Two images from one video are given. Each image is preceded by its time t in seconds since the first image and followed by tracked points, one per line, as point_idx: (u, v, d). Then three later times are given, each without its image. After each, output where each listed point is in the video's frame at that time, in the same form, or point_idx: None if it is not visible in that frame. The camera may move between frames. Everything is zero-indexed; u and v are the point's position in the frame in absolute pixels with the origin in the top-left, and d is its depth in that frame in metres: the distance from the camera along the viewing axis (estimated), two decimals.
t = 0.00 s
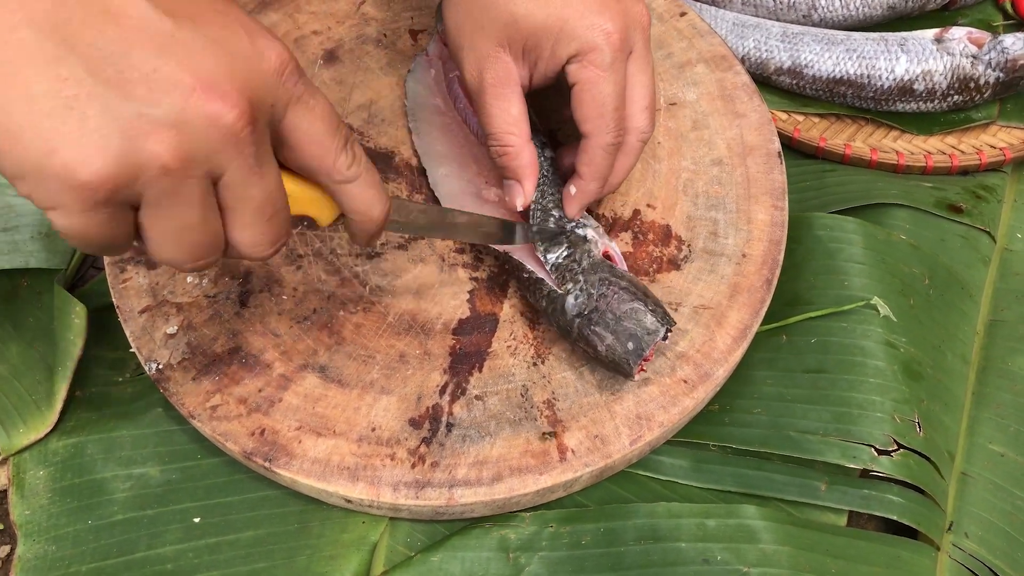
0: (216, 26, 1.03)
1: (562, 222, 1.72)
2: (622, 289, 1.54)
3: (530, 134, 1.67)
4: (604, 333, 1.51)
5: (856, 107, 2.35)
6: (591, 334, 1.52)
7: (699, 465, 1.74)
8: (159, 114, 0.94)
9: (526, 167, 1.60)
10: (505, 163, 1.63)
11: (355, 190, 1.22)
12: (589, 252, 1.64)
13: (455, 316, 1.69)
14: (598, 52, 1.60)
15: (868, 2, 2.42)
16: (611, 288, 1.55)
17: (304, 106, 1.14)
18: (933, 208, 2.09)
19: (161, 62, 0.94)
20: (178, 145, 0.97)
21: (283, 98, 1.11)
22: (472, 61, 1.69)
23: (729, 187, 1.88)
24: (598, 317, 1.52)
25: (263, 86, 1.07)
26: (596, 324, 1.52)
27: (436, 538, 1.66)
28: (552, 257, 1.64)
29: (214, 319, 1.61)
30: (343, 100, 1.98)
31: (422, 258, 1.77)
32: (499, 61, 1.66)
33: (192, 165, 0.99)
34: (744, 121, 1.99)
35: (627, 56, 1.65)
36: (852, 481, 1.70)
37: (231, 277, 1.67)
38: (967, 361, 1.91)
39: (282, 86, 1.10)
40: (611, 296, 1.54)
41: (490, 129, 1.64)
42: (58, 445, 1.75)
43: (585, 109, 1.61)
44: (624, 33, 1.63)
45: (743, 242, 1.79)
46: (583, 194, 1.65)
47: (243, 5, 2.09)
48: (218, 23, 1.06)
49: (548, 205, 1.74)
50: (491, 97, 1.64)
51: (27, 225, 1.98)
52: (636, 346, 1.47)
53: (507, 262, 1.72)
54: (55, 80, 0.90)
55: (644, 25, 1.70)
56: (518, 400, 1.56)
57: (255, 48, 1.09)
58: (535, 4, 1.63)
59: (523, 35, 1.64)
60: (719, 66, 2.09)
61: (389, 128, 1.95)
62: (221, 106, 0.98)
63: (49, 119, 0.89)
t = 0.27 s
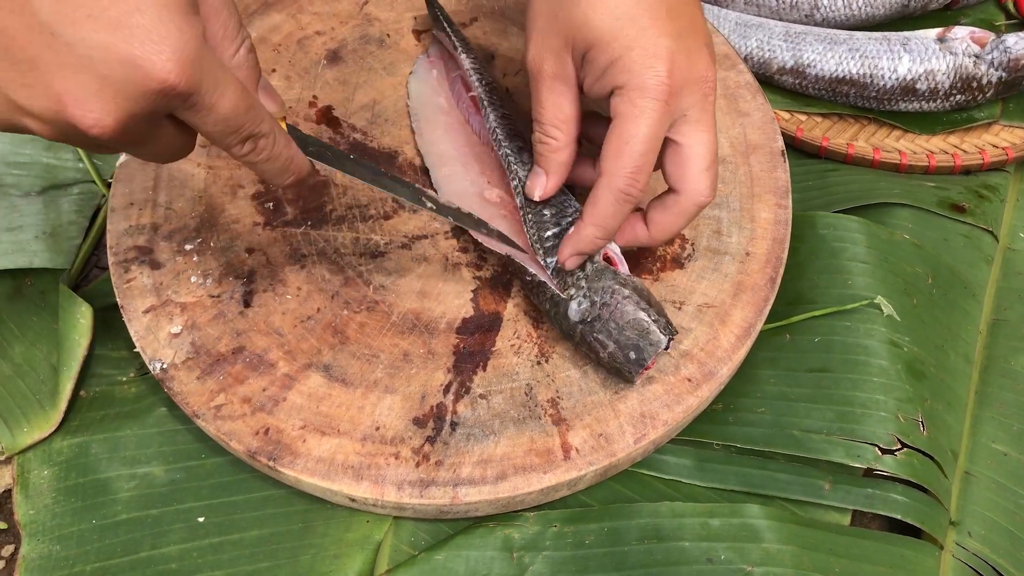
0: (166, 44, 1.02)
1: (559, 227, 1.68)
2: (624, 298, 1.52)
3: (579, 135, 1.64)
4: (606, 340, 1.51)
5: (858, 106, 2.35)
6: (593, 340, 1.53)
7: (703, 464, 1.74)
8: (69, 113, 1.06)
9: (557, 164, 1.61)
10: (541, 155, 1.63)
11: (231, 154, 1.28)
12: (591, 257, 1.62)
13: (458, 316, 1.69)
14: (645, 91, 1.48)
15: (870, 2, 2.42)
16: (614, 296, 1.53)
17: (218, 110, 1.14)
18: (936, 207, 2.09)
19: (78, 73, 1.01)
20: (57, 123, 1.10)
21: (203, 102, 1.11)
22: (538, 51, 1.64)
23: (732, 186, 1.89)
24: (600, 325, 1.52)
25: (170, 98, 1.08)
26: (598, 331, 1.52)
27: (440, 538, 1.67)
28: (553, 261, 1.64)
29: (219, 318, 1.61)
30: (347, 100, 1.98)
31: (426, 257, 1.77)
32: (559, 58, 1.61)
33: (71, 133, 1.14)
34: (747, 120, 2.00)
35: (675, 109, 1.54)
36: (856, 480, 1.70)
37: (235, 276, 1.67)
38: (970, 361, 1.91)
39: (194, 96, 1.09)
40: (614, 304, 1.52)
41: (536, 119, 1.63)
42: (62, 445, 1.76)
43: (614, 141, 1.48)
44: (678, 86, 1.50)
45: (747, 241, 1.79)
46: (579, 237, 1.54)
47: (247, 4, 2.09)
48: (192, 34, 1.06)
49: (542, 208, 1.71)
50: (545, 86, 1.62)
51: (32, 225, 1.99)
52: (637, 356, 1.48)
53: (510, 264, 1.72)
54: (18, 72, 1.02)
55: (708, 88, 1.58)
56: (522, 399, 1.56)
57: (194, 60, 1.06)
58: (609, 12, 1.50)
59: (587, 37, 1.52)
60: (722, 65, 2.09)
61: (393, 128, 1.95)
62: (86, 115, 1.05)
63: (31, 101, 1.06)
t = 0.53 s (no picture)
0: (197, 47, 1.02)
1: (551, 229, 1.67)
2: (625, 296, 1.53)
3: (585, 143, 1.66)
4: (609, 339, 1.52)
5: (857, 106, 2.35)
6: (597, 340, 1.54)
7: (702, 465, 1.74)
8: (101, 112, 1.06)
9: (552, 171, 1.64)
10: (540, 159, 1.66)
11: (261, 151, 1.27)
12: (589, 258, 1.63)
13: (457, 316, 1.69)
14: (652, 108, 1.45)
15: (869, 2, 2.42)
16: (614, 295, 1.54)
17: (247, 110, 1.13)
18: (935, 207, 2.09)
19: (111, 73, 1.01)
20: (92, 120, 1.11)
21: (233, 102, 1.11)
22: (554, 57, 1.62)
23: (731, 186, 1.89)
24: (603, 325, 1.53)
25: (201, 98, 1.08)
26: (601, 331, 1.53)
27: (439, 538, 1.67)
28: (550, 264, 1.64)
29: (218, 318, 1.61)
30: (345, 100, 1.98)
31: (425, 258, 1.77)
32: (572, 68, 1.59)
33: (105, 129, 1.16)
34: (746, 120, 2.00)
35: (684, 127, 1.50)
36: (854, 481, 1.70)
37: (234, 276, 1.67)
38: (970, 361, 1.91)
39: (225, 95, 1.09)
40: (615, 303, 1.53)
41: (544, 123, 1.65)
42: (61, 445, 1.76)
43: (613, 155, 1.47)
44: (688, 105, 1.46)
45: (745, 241, 1.79)
46: (573, 244, 1.53)
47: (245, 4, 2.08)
48: (223, 35, 1.05)
49: (528, 209, 1.71)
50: (556, 94, 1.63)
51: (31, 225, 1.98)
52: (642, 352, 1.48)
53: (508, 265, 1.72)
54: (53, 69, 1.02)
55: (722, 105, 1.52)
56: (521, 399, 1.56)
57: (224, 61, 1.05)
58: (624, 25, 1.45)
59: (600, 51, 1.48)
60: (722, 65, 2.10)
61: (391, 128, 1.95)
62: (119, 114, 1.06)
63: (62, 95, 1.05)
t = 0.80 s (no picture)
0: (213, 29, 0.99)
1: (541, 231, 1.66)
2: (619, 296, 1.52)
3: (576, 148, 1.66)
4: (606, 340, 1.52)
5: (855, 107, 2.35)
6: (594, 342, 1.54)
7: (699, 466, 1.74)
8: (104, 93, 1.00)
9: (542, 175, 1.64)
10: (531, 164, 1.66)
11: (255, 140, 1.23)
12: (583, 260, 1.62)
13: (455, 317, 1.68)
14: (645, 114, 1.44)
15: (868, 3, 2.42)
16: (608, 296, 1.53)
17: (252, 98, 1.10)
18: (934, 208, 2.09)
19: (122, 53, 0.97)
20: (91, 103, 1.05)
21: (240, 89, 1.07)
22: (548, 62, 1.62)
23: (729, 187, 1.88)
24: (598, 326, 1.52)
25: (209, 82, 1.04)
26: (598, 333, 1.53)
27: (436, 539, 1.66)
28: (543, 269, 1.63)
29: (214, 319, 1.61)
30: (343, 100, 1.98)
31: (422, 258, 1.76)
32: (567, 73, 1.59)
33: (103, 112, 1.09)
34: (743, 121, 2.00)
35: (678, 133, 1.50)
36: (852, 482, 1.69)
37: (231, 277, 1.67)
38: (968, 362, 1.91)
39: (233, 82, 1.06)
40: (609, 304, 1.52)
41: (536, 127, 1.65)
42: (57, 446, 1.75)
43: (606, 160, 1.47)
44: (682, 112, 1.45)
45: (743, 242, 1.79)
46: (565, 246, 1.53)
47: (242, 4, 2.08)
48: (237, 20, 1.02)
49: (518, 211, 1.70)
50: (549, 98, 1.63)
51: (27, 225, 1.97)
52: (639, 352, 1.48)
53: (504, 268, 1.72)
54: (59, 46, 0.96)
55: (716, 111, 1.52)
56: (519, 401, 1.56)
57: (235, 45, 1.02)
58: (619, 31, 1.45)
59: (594, 56, 1.48)
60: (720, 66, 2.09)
61: (389, 128, 1.95)
62: (123, 95, 1.00)
63: (64, 75, 0.99)
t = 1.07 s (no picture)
0: (259, 32, 1.00)
1: (545, 233, 1.66)
2: (623, 293, 1.53)
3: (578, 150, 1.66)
4: (610, 338, 1.52)
5: (855, 107, 2.35)
6: (598, 340, 1.54)
7: (698, 466, 1.74)
8: (147, 95, 0.99)
9: (545, 178, 1.65)
10: (533, 166, 1.67)
11: (285, 148, 1.23)
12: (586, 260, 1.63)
13: (455, 317, 1.68)
14: (647, 119, 1.44)
15: (867, 2, 2.42)
16: (612, 293, 1.53)
17: (291, 102, 1.10)
18: (933, 207, 2.08)
19: (168, 54, 0.96)
20: (134, 108, 1.05)
21: (279, 94, 1.08)
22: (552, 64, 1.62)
23: (729, 187, 1.88)
24: (603, 324, 1.52)
25: (251, 86, 1.04)
26: (602, 330, 1.53)
27: (435, 539, 1.67)
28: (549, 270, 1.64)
29: (213, 319, 1.60)
30: (342, 99, 1.97)
31: (422, 258, 1.76)
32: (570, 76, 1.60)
33: (144, 117, 1.08)
34: (742, 122, 2.00)
35: (679, 138, 1.50)
36: (851, 482, 1.69)
37: (230, 276, 1.67)
38: (967, 362, 1.91)
39: (276, 86, 1.06)
40: (613, 301, 1.52)
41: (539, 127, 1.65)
42: (56, 446, 1.75)
43: (606, 163, 1.47)
44: (684, 117, 1.45)
45: (742, 244, 1.79)
46: (565, 246, 1.55)
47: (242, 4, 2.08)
48: (279, 21, 1.03)
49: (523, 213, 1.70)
50: (552, 100, 1.63)
51: (25, 225, 1.97)
52: (643, 348, 1.48)
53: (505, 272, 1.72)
54: (104, 46, 0.95)
55: (719, 117, 1.51)
56: (519, 402, 1.56)
57: (279, 49, 1.03)
58: (623, 34, 1.44)
59: (598, 60, 1.48)
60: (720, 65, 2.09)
61: (388, 128, 1.94)
62: (167, 98, 0.99)
63: (106, 76, 0.98)
